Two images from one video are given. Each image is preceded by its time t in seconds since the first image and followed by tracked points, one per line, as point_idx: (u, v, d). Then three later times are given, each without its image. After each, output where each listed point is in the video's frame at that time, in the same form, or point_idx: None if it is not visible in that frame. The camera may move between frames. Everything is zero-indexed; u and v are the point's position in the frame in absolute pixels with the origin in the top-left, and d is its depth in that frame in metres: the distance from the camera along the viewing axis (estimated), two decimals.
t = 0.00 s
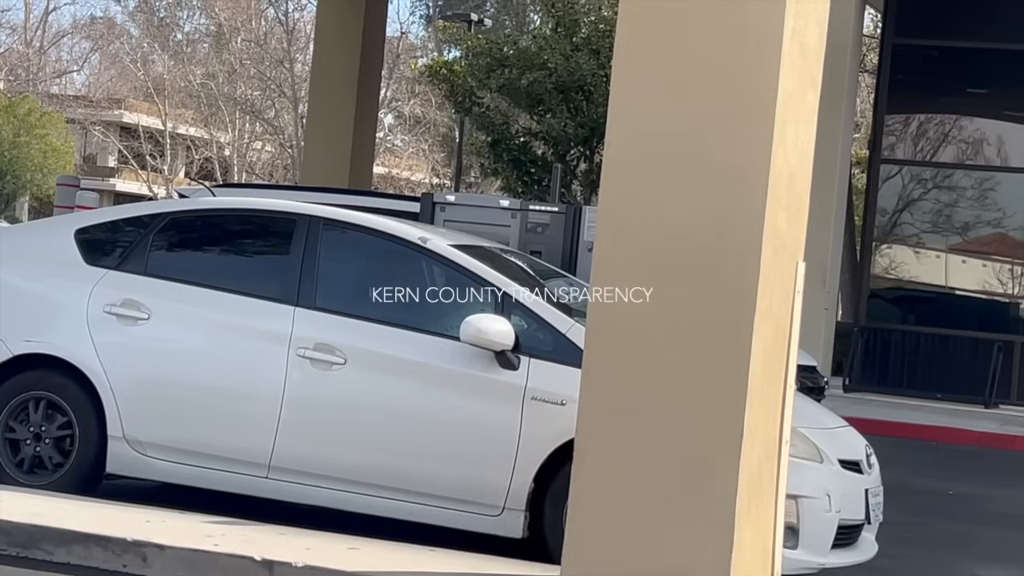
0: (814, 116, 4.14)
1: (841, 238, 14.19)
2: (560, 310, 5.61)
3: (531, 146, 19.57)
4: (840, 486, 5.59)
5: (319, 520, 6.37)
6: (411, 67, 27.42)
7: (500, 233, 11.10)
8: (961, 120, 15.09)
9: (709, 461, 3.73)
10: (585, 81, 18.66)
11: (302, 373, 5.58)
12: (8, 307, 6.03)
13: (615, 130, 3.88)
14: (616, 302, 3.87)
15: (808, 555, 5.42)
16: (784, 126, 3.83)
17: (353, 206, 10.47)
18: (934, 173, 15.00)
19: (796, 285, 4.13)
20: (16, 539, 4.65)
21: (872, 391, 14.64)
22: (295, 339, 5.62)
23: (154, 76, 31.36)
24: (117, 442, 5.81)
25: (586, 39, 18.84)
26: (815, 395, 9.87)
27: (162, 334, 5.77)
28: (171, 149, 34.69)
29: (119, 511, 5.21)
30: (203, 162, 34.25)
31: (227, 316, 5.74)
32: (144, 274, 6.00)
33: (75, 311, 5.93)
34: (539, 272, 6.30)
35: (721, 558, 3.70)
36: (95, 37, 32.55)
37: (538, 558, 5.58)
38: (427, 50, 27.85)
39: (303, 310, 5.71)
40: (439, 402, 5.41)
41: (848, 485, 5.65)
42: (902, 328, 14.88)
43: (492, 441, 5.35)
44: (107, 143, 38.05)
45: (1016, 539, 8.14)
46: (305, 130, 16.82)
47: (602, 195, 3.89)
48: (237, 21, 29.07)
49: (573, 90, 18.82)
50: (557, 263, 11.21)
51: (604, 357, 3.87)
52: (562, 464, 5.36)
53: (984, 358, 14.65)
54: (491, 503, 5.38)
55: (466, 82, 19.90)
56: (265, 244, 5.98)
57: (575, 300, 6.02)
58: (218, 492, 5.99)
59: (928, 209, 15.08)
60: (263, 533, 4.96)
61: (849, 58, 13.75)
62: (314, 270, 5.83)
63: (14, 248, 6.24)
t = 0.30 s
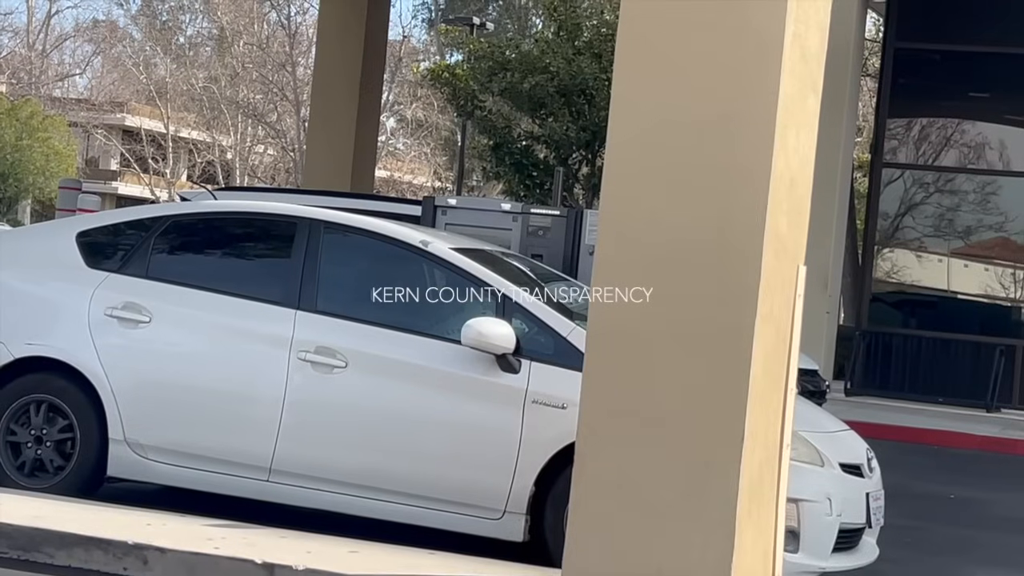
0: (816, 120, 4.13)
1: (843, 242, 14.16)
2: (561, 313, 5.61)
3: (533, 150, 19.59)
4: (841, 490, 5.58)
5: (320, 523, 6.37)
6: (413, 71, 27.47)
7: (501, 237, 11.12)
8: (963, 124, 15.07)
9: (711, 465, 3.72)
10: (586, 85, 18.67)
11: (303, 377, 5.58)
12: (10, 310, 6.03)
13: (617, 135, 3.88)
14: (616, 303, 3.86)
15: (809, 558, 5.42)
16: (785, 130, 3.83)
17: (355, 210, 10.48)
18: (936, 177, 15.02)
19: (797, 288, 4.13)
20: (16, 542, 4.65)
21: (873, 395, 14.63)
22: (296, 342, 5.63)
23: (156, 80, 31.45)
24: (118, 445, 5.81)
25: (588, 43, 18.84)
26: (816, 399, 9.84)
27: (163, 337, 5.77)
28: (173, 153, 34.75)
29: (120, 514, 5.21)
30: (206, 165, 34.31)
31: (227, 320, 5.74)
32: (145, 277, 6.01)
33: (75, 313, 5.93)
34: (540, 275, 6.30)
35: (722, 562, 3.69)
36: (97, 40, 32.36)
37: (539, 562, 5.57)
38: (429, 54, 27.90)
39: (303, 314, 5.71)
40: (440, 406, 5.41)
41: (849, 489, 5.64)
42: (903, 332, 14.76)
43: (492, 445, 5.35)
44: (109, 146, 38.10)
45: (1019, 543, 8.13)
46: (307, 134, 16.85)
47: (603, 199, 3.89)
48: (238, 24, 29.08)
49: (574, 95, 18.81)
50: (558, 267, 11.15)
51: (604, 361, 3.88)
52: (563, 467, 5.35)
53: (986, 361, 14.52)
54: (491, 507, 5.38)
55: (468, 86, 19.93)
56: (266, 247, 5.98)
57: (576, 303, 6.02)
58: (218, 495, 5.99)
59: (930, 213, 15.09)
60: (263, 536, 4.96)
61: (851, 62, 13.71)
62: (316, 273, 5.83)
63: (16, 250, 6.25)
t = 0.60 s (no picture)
0: (819, 123, 4.13)
1: (846, 246, 14.11)
2: (563, 316, 5.61)
3: (537, 153, 19.51)
4: (844, 494, 5.58)
5: (323, 527, 6.37)
6: (416, 75, 27.53)
7: (504, 241, 11.11)
8: (966, 129, 15.02)
9: (715, 469, 3.72)
10: (590, 89, 18.70)
11: (306, 380, 5.58)
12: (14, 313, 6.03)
13: (620, 137, 3.88)
14: (617, 302, 3.87)
15: (812, 562, 5.41)
16: (789, 133, 3.83)
17: (358, 213, 10.48)
18: (940, 181, 15.02)
19: (801, 292, 4.12)
20: (20, 545, 4.64)
21: (877, 399, 14.62)
22: (300, 346, 5.63)
23: (160, 83, 31.56)
24: (121, 449, 5.82)
25: (592, 47, 18.87)
26: (819, 403, 9.79)
27: (167, 341, 5.78)
28: (176, 156, 34.82)
29: (124, 517, 5.21)
30: (209, 169, 34.38)
31: (231, 324, 5.74)
32: (149, 280, 6.01)
33: (79, 317, 5.93)
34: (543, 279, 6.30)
35: (726, 566, 3.68)
36: (101, 44, 32.50)
37: (542, 565, 5.57)
38: (432, 58, 27.97)
39: (307, 317, 5.72)
40: (444, 410, 5.41)
41: (853, 493, 5.64)
42: (906, 337, 14.71)
43: (495, 448, 5.35)
44: (113, 150, 38.17)
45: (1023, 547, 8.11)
46: (311, 137, 16.86)
47: (607, 201, 3.89)
48: (242, 28, 29.14)
49: (578, 98, 18.82)
50: (562, 271, 11.18)
51: (606, 364, 3.87)
52: (566, 471, 5.35)
53: (990, 365, 14.33)
54: (494, 511, 5.38)
55: (471, 90, 19.93)
56: (269, 251, 5.99)
57: (579, 306, 6.04)
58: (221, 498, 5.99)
59: (933, 217, 15.11)
60: (266, 540, 4.96)
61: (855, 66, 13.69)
62: (319, 277, 5.83)
63: (20, 253, 6.26)
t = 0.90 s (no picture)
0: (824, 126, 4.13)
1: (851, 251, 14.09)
2: (567, 321, 5.60)
3: (541, 157, 19.66)
4: (849, 499, 5.57)
5: (327, 531, 6.37)
6: (421, 79, 27.57)
7: (508, 244, 11.08)
8: (971, 133, 15.05)
9: (719, 473, 3.72)
10: (594, 93, 18.72)
11: (310, 383, 5.58)
12: (19, 317, 6.04)
13: (625, 140, 3.88)
14: (617, 302, 3.87)
15: (816, 566, 5.40)
16: (794, 137, 3.83)
17: (362, 216, 10.49)
18: (944, 186, 14.97)
19: (806, 295, 4.11)
20: (24, 548, 4.64)
21: (881, 403, 14.44)
22: (304, 349, 5.63)
23: (164, 87, 31.61)
24: (126, 452, 5.82)
25: (596, 51, 18.87)
26: (823, 407, 9.75)
27: (172, 344, 5.78)
28: (181, 160, 34.90)
29: (127, 521, 5.20)
30: (213, 172, 34.46)
31: (236, 327, 5.75)
32: (153, 284, 6.02)
33: (84, 320, 5.94)
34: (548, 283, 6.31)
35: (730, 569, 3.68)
36: (106, 47, 32.68)
37: (546, 569, 5.57)
38: (437, 62, 28.05)
39: (310, 321, 5.72)
40: (448, 413, 5.41)
41: (857, 497, 5.64)
42: (911, 340, 14.70)
43: (499, 451, 5.35)
44: (116, 153, 38.23)
45: None
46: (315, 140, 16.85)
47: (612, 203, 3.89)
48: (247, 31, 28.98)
49: (582, 102, 18.84)
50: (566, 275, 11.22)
51: (611, 366, 3.87)
52: (570, 474, 5.36)
53: (994, 369, 14.35)
54: (499, 514, 5.38)
55: (475, 94, 19.79)
56: (274, 254, 6.00)
57: (582, 309, 6.05)
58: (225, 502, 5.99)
59: (938, 221, 15.06)
60: (270, 544, 4.96)
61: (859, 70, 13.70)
62: (324, 280, 5.84)
63: (25, 257, 6.26)
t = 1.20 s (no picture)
0: (830, 129, 4.13)
1: (855, 254, 14.09)
2: (571, 324, 5.59)
3: (545, 161, 19.58)
4: (853, 503, 5.55)
5: (332, 534, 6.37)
6: (425, 83, 27.62)
7: (513, 248, 11.15)
8: (975, 137, 15.03)
9: (724, 477, 3.72)
10: (599, 97, 18.74)
11: (315, 387, 5.58)
12: (24, 319, 6.05)
13: (630, 143, 3.87)
14: (618, 302, 3.88)
15: (822, 570, 5.39)
16: (799, 140, 3.83)
17: (367, 220, 10.50)
18: (948, 190, 14.94)
19: (810, 299, 4.10)
20: (29, 551, 4.65)
21: (885, 407, 14.47)
22: (309, 352, 5.63)
23: (169, 90, 31.63)
24: (131, 455, 5.82)
25: (601, 55, 18.92)
26: (828, 411, 9.74)
27: (177, 347, 5.78)
28: (185, 163, 35.00)
29: (132, 523, 5.21)
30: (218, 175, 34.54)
31: (242, 330, 5.75)
32: (158, 287, 6.03)
33: (89, 324, 5.94)
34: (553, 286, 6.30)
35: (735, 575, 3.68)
36: (111, 50, 32.83)
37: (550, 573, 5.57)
38: (441, 65, 28.10)
39: (315, 324, 5.72)
40: (452, 417, 5.41)
41: (862, 502, 5.62)
42: (915, 345, 14.58)
43: (505, 455, 5.34)
44: (121, 156, 38.32)
45: None
46: (320, 144, 16.96)
47: (617, 206, 3.88)
48: (252, 35, 29.11)
49: (586, 106, 18.90)
50: (570, 278, 11.18)
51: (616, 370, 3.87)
52: (575, 478, 5.35)
53: (999, 373, 14.25)
54: (504, 518, 5.37)
55: (480, 97, 19.91)
56: (278, 258, 6.00)
57: (586, 311, 6.05)
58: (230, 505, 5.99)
59: (942, 225, 15.03)
60: (274, 547, 4.96)
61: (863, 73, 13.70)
62: (328, 283, 5.84)
63: (30, 260, 6.27)
